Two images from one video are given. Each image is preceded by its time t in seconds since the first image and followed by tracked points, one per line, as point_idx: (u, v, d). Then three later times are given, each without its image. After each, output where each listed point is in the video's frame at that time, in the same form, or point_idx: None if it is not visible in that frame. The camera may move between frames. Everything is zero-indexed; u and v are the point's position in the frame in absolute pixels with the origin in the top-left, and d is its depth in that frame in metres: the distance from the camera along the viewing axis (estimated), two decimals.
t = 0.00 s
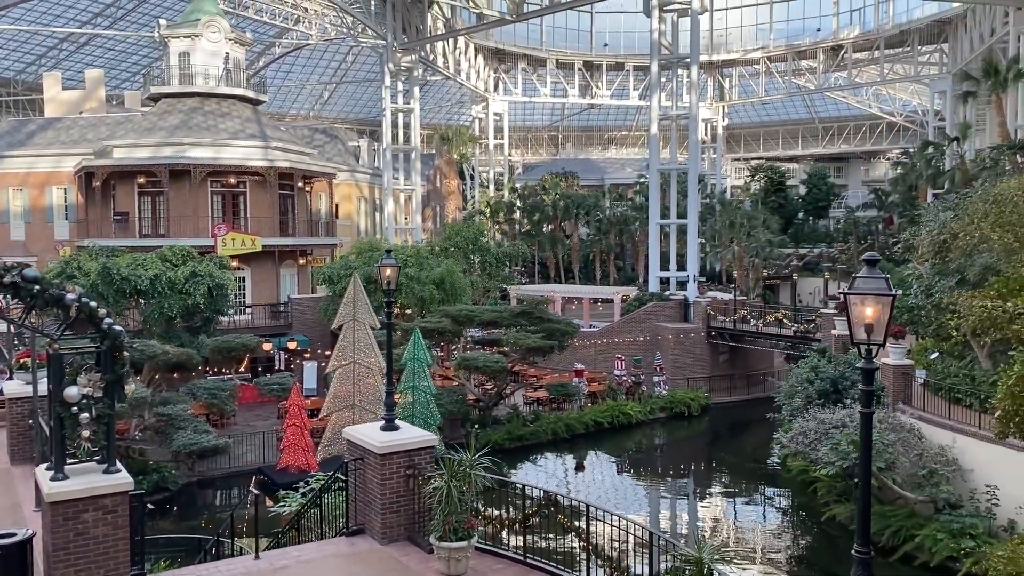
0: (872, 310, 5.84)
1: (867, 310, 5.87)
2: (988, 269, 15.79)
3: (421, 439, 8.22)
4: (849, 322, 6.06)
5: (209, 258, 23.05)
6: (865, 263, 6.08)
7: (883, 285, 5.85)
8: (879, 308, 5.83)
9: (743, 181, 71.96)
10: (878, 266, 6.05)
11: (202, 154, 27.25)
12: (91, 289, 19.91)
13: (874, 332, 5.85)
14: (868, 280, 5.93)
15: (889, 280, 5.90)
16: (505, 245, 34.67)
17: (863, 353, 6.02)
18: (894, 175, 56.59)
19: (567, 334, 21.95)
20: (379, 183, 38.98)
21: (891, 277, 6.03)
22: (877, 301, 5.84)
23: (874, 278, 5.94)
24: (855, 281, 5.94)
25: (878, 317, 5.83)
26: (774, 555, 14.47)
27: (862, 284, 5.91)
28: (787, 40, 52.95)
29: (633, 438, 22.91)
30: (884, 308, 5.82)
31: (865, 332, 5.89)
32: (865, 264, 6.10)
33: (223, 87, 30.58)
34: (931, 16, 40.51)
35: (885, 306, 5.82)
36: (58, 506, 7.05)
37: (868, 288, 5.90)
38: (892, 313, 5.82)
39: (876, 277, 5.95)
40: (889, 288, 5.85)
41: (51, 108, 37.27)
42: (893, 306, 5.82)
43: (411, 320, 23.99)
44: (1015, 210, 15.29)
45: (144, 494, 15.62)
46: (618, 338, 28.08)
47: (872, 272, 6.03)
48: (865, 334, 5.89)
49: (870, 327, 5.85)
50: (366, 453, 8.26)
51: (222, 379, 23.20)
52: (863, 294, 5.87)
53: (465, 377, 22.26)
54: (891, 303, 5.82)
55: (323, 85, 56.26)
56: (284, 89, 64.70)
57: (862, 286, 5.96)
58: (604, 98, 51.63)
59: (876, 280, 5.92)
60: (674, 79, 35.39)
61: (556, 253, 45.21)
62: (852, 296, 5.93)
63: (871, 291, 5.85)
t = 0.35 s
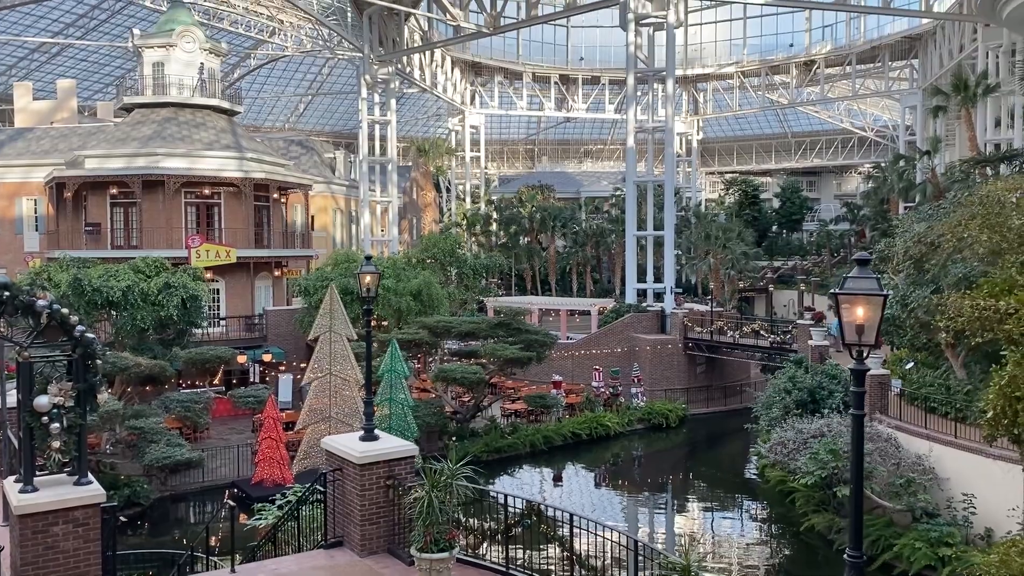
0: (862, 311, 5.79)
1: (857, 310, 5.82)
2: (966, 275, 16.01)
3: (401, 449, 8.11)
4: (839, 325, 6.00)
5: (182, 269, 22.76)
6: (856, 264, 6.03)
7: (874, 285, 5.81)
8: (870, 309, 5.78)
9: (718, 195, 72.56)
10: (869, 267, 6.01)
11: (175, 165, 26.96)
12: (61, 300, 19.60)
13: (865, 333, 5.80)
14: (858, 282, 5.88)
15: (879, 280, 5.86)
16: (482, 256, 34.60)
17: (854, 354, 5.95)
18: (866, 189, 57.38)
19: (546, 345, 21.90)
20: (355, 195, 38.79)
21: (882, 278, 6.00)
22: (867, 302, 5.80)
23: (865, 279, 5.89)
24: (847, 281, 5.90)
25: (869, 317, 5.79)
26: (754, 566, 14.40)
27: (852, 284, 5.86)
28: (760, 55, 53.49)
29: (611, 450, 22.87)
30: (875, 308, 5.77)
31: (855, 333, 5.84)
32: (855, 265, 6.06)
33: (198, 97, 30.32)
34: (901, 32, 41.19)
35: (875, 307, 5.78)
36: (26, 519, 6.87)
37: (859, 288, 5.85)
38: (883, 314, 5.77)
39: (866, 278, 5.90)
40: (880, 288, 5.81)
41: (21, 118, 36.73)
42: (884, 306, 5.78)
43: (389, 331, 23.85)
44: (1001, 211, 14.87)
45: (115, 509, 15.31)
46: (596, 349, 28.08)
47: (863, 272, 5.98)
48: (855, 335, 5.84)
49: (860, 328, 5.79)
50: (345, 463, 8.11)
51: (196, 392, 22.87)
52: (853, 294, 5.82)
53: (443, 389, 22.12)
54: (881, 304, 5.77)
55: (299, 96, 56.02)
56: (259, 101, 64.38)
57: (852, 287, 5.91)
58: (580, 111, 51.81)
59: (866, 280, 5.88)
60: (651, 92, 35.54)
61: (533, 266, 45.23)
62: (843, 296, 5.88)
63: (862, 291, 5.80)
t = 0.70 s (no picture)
0: (858, 314, 5.77)
1: (852, 313, 5.80)
2: (945, 286, 16.13)
3: (384, 460, 7.98)
4: (834, 327, 5.98)
5: (160, 282, 22.50)
6: (850, 265, 6.01)
7: (868, 287, 5.80)
8: (865, 311, 5.77)
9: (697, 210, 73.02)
10: (864, 269, 5.98)
11: (153, 178, 26.70)
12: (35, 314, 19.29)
13: (860, 336, 5.78)
14: (853, 283, 5.86)
15: (874, 282, 5.84)
16: (463, 270, 34.53)
17: (849, 358, 5.93)
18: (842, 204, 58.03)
19: (528, 358, 21.82)
20: (336, 209, 38.61)
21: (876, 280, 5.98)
22: (862, 304, 5.78)
23: (860, 281, 5.87)
24: (841, 283, 5.88)
25: (864, 320, 5.77)
26: None
27: (847, 286, 5.84)
28: (738, 72, 53.92)
29: (593, 464, 22.78)
30: (870, 311, 5.75)
31: (850, 335, 5.82)
32: (849, 267, 6.04)
33: (176, 110, 30.10)
34: (877, 50, 41.77)
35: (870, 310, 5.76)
36: None
37: (854, 290, 5.83)
38: (878, 317, 5.76)
39: (861, 280, 5.87)
40: (875, 290, 5.79)
41: None
42: (879, 309, 5.77)
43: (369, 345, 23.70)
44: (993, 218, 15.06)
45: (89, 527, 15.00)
46: (577, 363, 28.03)
47: (858, 274, 5.95)
48: (850, 338, 5.82)
49: (855, 331, 5.78)
50: (327, 476, 7.97)
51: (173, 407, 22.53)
52: (848, 296, 5.79)
53: (424, 403, 21.94)
54: (876, 306, 5.76)
55: (279, 110, 55.82)
56: (238, 116, 64.09)
57: (846, 289, 5.89)
58: (560, 126, 51.95)
59: (861, 283, 5.86)
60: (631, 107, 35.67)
61: (514, 280, 45.19)
62: (837, 298, 5.86)
63: (857, 294, 5.78)
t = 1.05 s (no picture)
0: (857, 319, 5.74)
1: (850, 317, 5.77)
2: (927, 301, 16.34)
3: (370, 474, 7.87)
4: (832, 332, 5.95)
5: (140, 297, 22.25)
6: (848, 269, 5.98)
7: (867, 290, 5.77)
8: (864, 316, 5.73)
9: (679, 228, 73.43)
10: (862, 272, 5.96)
11: (135, 192, 26.47)
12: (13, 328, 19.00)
13: (859, 340, 5.75)
14: (851, 287, 5.83)
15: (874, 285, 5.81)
16: (446, 286, 34.45)
17: (849, 363, 5.91)
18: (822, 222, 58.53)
19: (513, 374, 21.75)
20: (319, 225, 38.45)
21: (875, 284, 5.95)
22: (861, 308, 5.75)
23: (859, 284, 5.83)
24: (840, 287, 5.85)
25: (863, 324, 5.74)
26: None
27: (846, 289, 5.81)
28: (719, 91, 54.36)
29: (578, 480, 22.64)
30: (868, 314, 5.72)
31: (849, 340, 5.79)
32: (848, 271, 6.01)
33: (158, 125, 29.92)
34: (856, 69, 42.27)
35: (869, 313, 5.73)
36: None
37: (852, 294, 5.80)
38: (878, 320, 5.73)
39: (860, 283, 5.84)
40: (874, 293, 5.76)
41: None
42: (878, 312, 5.74)
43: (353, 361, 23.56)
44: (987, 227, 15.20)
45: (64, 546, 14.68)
46: (561, 379, 27.97)
47: (856, 277, 5.92)
48: (849, 342, 5.79)
49: (854, 335, 5.74)
50: (313, 488, 7.86)
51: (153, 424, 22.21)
52: (847, 300, 5.76)
53: (408, 419, 21.75)
54: (875, 309, 5.73)
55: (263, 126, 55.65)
56: (220, 131, 63.82)
57: (845, 293, 5.85)
58: (544, 143, 52.10)
59: (860, 286, 5.83)
60: (615, 124, 35.80)
61: (497, 296, 45.15)
62: (836, 302, 5.82)
63: (855, 297, 5.76)
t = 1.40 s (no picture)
0: (859, 323, 5.69)
1: (853, 322, 5.73)
2: (912, 317, 16.40)
3: (358, 489, 7.74)
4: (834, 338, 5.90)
5: (121, 313, 21.95)
6: (851, 274, 5.95)
7: (870, 296, 5.74)
8: (866, 321, 5.70)
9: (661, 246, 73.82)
10: (864, 279, 5.93)
11: (116, 208, 26.21)
12: None
13: (861, 346, 5.71)
14: (853, 292, 5.78)
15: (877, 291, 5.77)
16: (431, 303, 34.33)
17: (851, 370, 5.85)
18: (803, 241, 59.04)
19: (498, 391, 21.67)
20: (302, 242, 38.28)
21: (876, 290, 5.92)
22: (863, 313, 5.71)
23: (861, 290, 5.80)
24: (842, 292, 5.82)
25: (865, 330, 5.70)
26: None
27: (848, 295, 5.77)
28: (701, 110, 54.81)
29: (563, 498, 22.50)
30: (872, 320, 5.68)
31: (851, 346, 5.75)
32: (849, 277, 5.99)
33: (141, 140, 29.71)
34: (837, 89, 42.75)
35: (871, 318, 5.69)
36: None
37: (854, 299, 5.76)
38: (881, 326, 5.69)
39: (861, 289, 5.80)
40: (876, 299, 5.72)
41: None
42: (881, 318, 5.70)
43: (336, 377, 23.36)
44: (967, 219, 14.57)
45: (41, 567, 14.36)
46: (546, 396, 27.86)
47: (858, 283, 5.88)
48: (852, 348, 5.74)
49: (857, 340, 5.70)
50: (298, 504, 7.70)
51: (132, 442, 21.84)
52: (849, 305, 5.73)
53: (392, 436, 21.53)
54: (878, 315, 5.69)
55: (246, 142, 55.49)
56: (203, 148, 63.57)
57: (848, 297, 5.81)
58: (528, 161, 52.25)
59: (862, 292, 5.80)
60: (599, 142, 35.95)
61: (481, 313, 45.07)
62: (839, 307, 5.79)
63: (858, 303, 5.72)
